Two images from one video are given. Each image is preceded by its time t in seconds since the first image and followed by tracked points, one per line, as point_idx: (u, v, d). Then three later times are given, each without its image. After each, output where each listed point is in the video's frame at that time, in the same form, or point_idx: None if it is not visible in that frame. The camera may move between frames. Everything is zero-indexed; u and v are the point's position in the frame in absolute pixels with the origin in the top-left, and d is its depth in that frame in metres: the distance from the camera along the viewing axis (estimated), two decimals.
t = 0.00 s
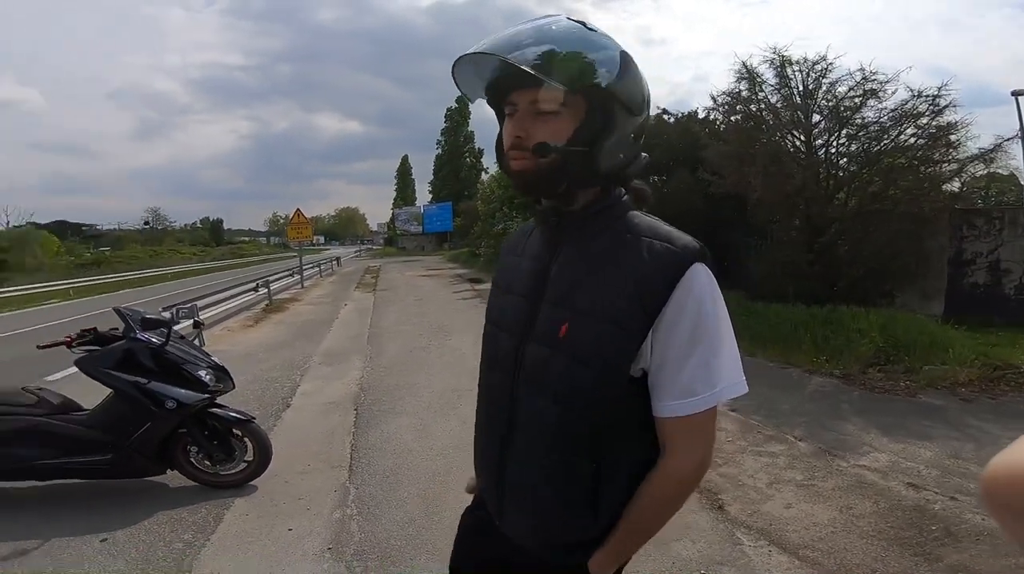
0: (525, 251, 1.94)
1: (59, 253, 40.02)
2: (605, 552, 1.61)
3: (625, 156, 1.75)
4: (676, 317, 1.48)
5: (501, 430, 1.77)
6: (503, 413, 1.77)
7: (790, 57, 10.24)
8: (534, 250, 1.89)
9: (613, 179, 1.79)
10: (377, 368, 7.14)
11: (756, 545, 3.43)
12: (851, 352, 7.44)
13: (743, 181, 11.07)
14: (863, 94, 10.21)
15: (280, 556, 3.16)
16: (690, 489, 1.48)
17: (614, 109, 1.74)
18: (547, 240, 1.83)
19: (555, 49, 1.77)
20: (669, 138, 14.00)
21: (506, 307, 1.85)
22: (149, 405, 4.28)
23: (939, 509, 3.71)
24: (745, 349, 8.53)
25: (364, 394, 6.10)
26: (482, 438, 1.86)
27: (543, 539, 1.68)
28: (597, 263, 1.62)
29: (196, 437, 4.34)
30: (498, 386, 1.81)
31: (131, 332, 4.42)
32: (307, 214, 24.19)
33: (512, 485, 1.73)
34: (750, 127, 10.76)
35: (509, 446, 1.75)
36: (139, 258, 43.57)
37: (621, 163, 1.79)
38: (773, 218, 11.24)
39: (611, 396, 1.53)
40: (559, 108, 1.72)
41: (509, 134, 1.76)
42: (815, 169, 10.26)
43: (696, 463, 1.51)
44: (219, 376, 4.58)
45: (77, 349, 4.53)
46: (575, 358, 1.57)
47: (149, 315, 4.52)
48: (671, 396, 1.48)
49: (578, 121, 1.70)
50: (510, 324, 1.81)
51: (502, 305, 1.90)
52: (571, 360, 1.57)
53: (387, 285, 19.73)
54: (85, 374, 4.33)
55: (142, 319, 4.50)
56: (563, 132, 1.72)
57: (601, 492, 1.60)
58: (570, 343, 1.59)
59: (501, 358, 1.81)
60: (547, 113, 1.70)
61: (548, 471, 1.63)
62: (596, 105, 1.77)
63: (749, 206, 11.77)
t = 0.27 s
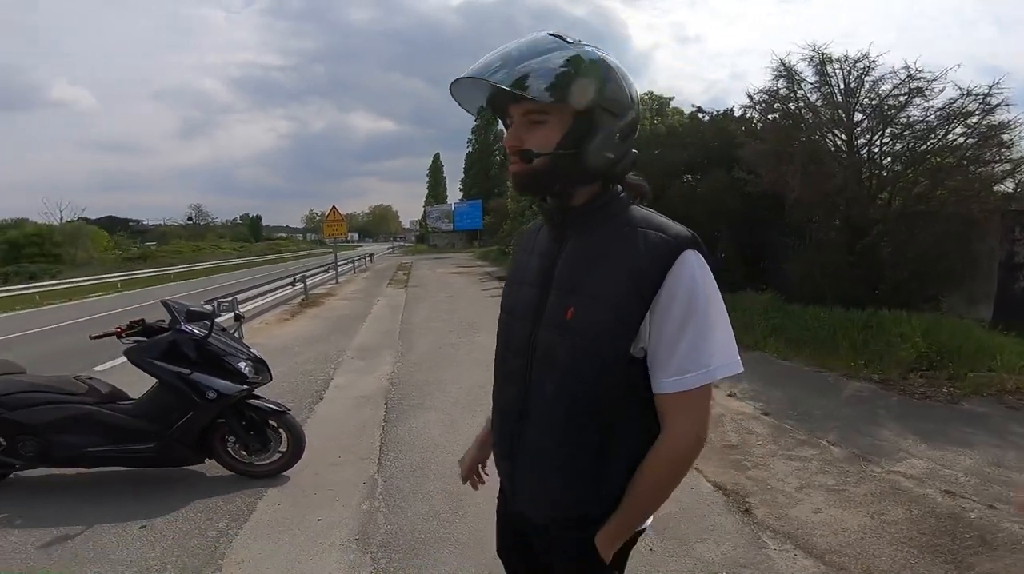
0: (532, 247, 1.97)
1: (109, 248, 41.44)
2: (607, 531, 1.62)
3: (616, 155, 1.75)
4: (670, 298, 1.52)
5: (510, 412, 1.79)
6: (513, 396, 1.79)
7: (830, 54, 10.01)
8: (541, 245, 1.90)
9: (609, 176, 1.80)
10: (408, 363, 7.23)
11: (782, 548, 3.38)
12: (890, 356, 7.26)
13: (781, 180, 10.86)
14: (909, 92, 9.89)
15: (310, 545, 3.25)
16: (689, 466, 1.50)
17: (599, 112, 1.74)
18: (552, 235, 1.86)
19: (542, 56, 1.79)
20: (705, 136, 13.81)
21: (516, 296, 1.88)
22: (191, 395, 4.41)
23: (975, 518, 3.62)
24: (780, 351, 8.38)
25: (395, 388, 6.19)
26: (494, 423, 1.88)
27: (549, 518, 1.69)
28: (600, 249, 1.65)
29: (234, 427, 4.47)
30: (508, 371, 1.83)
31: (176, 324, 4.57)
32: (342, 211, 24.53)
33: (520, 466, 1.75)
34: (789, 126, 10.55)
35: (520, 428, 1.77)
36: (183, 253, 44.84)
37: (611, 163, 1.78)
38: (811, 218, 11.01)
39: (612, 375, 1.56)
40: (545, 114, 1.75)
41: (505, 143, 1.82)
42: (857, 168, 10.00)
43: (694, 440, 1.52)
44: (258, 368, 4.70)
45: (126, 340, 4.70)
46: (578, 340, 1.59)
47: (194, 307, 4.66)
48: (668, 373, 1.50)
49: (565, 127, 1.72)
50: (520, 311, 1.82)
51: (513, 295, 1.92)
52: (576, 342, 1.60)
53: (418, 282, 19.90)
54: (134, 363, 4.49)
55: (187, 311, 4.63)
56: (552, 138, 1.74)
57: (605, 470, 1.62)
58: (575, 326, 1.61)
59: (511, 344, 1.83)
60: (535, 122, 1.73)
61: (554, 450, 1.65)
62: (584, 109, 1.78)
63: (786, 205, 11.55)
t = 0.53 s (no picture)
0: (525, 253, 2.09)
1: (119, 246, 41.77)
2: (612, 505, 1.72)
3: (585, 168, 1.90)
4: (651, 286, 1.63)
5: (517, 406, 1.89)
6: (519, 390, 1.89)
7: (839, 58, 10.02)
8: (535, 251, 2.00)
9: (583, 188, 1.95)
10: (415, 364, 7.30)
11: (782, 549, 3.43)
12: (895, 361, 7.29)
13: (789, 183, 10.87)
14: (918, 96, 9.86)
15: (319, 541, 3.32)
16: (683, 437, 1.60)
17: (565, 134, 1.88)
18: (543, 241, 1.98)
19: (512, 86, 1.93)
20: (713, 140, 13.85)
21: (516, 298, 1.99)
22: (205, 393, 4.50)
23: (975, 521, 3.67)
24: (786, 354, 8.41)
25: (402, 388, 6.27)
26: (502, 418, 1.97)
27: (559, 502, 1.78)
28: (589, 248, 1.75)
29: (246, 424, 4.56)
30: (512, 367, 1.92)
31: (192, 324, 4.66)
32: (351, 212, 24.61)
33: (530, 455, 1.84)
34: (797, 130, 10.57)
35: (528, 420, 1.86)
36: (193, 252, 45.15)
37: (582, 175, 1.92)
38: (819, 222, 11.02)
39: (607, 364, 1.66)
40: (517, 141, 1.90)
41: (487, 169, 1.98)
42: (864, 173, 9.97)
43: (687, 413, 1.62)
44: (271, 367, 4.78)
45: (143, 339, 4.79)
46: (575, 333, 1.69)
47: (209, 307, 4.75)
48: (657, 352, 1.60)
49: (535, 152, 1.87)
50: (520, 311, 1.92)
51: (513, 297, 2.01)
52: (573, 336, 1.70)
53: (426, 283, 19.96)
54: (150, 361, 4.58)
55: (202, 311, 4.73)
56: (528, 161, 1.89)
57: (607, 452, 1.72)
58: (571, 321, 1.71)
59: (514, 343, 1.93)
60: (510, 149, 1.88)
61: (559, 438, 1.74)
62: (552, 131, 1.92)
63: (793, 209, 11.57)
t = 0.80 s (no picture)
0: (512, 260, 2.17)
1: (103, 248, 41.35)
2: (602, 493, 1.79)
3: (570, 183, 1.99)
4: (630, 284, 1.73)
5: (511, 403, 1.97)
6: (511, 387, 1.97)
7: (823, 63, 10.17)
8: (523, 258, 2.08)
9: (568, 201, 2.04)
10: (406, 366, 7.34)
11: (768, 544, 3.53)
12: (877, 361, 7.44)
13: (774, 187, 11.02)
14: (899, 100, 10.04)
15: (316, 541, 3.36)
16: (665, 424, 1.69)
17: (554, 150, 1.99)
18: (531, 248, 2.06)
19: (502, 108, 2.04)
20: (700, 143, 14.01)
21: (507, 301, 2.07)
22: (200, 394, 4.52)
23: (954, 515, 3.78)
24: (772, 355, 8.54)
25: (394, 390, 6.31)
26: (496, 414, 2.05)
27: (554, 493, 1.86)
28: (575, 251, 1.85)
29: (241, 426, 4.59)
30: (505, 365, 2.01)
31: (186, 326, 4.68)
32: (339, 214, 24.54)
33: (524, 447, 1.92)
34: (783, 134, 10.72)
35: (521, 415, 1.95)
36: (179, 254, 44.78)
37: (566, 189, 2.02)
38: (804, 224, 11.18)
39: (594, 358, 1.75)
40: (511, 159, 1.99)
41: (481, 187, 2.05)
42: (848, 177, 10.20)
43: (668, 401, 1.72)
44: (264, 368, 4.81)
45: (138, 341, 4.82)
46: (564, 330, 1.78)
47: (204, 310, 4.79)
48: (638, 345, 1.69)
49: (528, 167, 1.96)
50: (511, 313, 2.01)
51: (504, 301, 2.10)
52: (562, 333, 1.79)
53: (415, 285, 19.98)
54: (145, 363, 4.60)
55: (197, 314, 4.77)
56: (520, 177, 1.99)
57: (597, 442, 1.81)
58: (560, 320, 1.80)
59: (506, 342, 2.01)
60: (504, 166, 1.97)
61: (552, 431, 1.83)
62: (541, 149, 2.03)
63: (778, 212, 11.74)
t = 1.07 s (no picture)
0: (506, 260, 2.28)
1: (77, 252, 40.63)
2: (589, 481, 1.86)
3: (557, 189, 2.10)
4: (609, 280, 1.82)
5: (507, 396, 2.08)
6: (506, 380, 2.08)
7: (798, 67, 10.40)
8: (515, 257, 2.19)
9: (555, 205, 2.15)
10: (391, 367, 7.38)
11: (748, 535, 3.65)
12: (851, 358, 7.64)
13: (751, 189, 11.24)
14: (871, 104, 10.30)
15: (307, 539, 3.41)
16: (644, 413, 1.75)
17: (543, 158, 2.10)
18: (522, 249, 2.17)
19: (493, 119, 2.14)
20: (679, 146, 14.23)
21: (501, 300, 2.18)
22: (187, 396, 4.53)
23: (924, 506, 3.94)
24: (750, 354, 8.72)
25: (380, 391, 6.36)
26: (493, 406, 2.16)
27: (546, 479, 1.95)
28: (560, 250, 1.95)
29: (228, 427, 4.60)
30: (500, 359, 2.12)
31: (172, 328, 4.71)
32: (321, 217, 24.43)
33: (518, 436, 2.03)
34: (759, 137, 10.95)
35: (514, 405, 2.05)
36: (155, 257, 44.15)
37: (553, 195, 2.13)
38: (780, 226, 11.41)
39: (579, 349, 1.84)
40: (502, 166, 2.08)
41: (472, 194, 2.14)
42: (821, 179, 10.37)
43: (648, 392, 1.78)
44: (251, 370, 4.84)
45: (124, 344, 4.83)
46: (551, 324, 1.88)
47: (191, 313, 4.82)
48: (618, 337, 1.78)
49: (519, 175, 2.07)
50: (504, 309, 2.12)
51: (498, 299, 2.21)
52: (550, 326, 1.89)
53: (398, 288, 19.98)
54: (131, 365, 4.59)
55: (184, 317, 4.79)
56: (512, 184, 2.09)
57: (585, 430, 1.89)
58: (547, 314, 1.90)
59: (501, 337, 2.13)
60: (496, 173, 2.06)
61: (542, 420, 1.92)
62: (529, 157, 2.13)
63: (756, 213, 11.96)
